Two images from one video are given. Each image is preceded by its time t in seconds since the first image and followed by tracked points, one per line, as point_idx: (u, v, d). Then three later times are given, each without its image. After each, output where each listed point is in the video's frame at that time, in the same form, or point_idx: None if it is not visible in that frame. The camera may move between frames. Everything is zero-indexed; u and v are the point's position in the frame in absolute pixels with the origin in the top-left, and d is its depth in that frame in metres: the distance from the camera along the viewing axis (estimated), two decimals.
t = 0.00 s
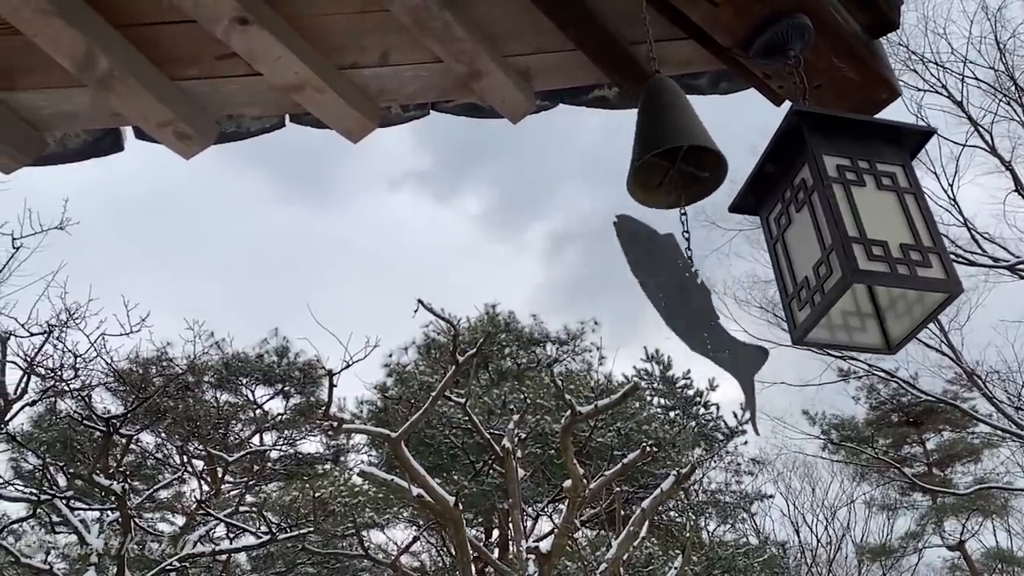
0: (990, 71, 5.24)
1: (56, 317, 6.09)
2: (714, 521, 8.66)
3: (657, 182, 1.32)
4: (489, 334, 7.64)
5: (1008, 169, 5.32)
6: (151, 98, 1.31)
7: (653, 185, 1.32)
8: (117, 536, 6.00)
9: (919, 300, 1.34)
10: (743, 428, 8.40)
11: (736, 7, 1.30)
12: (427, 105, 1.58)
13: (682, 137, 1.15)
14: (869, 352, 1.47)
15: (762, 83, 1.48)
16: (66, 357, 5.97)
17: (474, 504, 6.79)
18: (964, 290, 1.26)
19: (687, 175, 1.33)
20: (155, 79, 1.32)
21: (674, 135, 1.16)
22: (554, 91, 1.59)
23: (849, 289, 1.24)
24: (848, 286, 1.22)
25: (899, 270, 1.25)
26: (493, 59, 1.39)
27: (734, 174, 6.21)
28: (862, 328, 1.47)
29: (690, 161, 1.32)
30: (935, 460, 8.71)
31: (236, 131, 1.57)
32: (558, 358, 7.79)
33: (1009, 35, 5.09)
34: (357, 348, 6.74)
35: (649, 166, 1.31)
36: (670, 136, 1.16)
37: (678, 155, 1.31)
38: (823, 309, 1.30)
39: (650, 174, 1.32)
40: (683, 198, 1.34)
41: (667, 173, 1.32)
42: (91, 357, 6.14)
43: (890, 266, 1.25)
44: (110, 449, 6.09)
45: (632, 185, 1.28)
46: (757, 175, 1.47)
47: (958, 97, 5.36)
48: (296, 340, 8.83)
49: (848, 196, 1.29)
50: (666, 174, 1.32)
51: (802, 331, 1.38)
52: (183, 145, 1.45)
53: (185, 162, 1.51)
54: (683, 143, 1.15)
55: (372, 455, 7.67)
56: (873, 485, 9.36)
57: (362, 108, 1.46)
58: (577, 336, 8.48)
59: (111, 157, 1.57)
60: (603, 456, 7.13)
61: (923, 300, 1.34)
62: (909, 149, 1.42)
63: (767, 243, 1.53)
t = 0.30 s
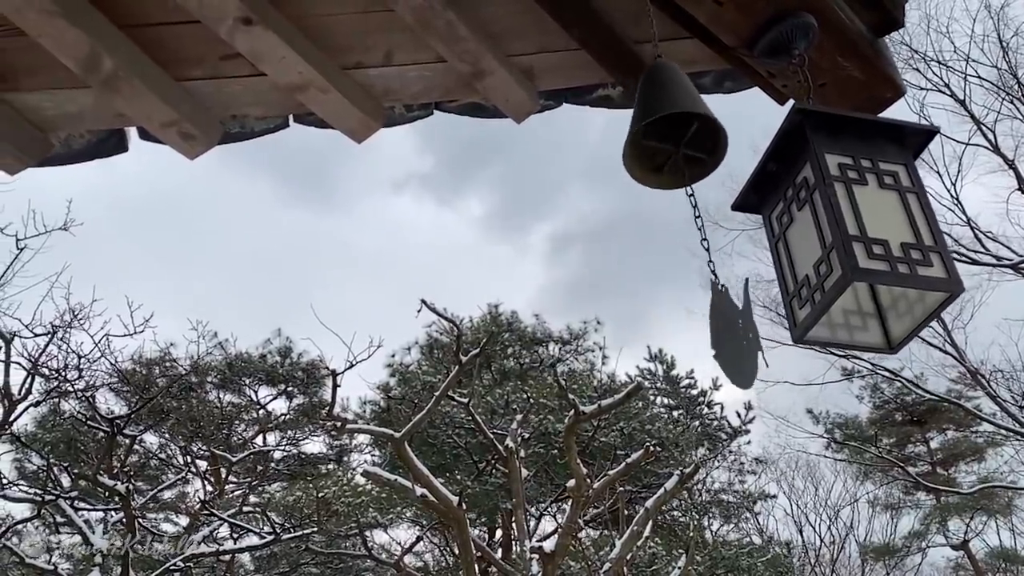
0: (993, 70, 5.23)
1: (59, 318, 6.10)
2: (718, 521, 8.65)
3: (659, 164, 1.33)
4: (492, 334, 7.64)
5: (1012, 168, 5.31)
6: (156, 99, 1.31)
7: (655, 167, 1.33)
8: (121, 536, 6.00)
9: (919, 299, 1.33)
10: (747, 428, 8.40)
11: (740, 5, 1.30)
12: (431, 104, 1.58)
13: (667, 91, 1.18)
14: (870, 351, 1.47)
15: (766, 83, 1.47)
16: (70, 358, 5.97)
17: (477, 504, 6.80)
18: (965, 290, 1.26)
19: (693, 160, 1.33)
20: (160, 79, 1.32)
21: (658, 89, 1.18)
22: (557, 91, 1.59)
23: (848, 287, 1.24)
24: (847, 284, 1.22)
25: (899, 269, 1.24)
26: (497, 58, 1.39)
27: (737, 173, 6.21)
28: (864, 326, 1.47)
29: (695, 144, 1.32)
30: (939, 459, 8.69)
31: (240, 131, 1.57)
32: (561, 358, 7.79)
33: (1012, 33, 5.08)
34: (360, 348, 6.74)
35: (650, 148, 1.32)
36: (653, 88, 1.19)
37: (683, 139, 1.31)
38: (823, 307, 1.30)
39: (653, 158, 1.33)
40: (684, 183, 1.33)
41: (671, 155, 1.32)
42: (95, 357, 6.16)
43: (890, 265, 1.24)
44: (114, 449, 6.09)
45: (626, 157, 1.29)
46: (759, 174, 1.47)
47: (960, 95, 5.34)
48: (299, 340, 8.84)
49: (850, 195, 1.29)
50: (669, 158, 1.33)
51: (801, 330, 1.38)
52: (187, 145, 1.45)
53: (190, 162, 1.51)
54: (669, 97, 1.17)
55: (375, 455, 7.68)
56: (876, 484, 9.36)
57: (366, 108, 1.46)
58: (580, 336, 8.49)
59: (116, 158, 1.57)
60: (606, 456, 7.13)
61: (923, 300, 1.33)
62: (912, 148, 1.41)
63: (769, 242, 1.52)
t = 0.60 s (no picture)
0: (995, 69, 5.23)
1: (62, 318, 6.10)
2: (720, 521, 8.62)
3: (631, 165, 1.32)
4: (494, 333, 7.63)
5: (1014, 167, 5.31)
6: (158, 100, 1.31)
7: (627, 167, 1.32)
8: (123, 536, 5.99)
9: (916, 299, 1.33)
10: (749, 427, 8.38)
11: (741, 3, 1.29)
12: (431, 104, 1.58)
13: (650, 91, 1.17)
14: (868, 351, 1.46)
15: (767, 81, 1.47)
16: (72, 359, 5.97)
17: (479, 504, 6.79)
18: (962, 291, 1.25)
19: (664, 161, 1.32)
20: (161, 79, 1.32)
21: (639, 90, 1.18)
22: (558, 90, 1.59)
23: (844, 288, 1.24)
24: (844, 285, 1.22)
25: (896, 269, 1.24)
26: (498, 57, 1.39)
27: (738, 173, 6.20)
28: (861, 327, 1.46)
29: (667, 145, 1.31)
30: (942, 459, 8.68)
31: (242, 131, 1.57)
32: (563, 358, 7.78)
33: (1014, 32, 5.07)
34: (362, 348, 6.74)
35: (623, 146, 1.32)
36: (636, 88, 1.18)
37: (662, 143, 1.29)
38: (820, 307, 1.29)
39: (624, 157, 1.32)
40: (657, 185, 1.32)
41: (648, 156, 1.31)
42: (98, 358, 6.16)
43: (886, 265, 1.24)
44: (116, 449, 6.08)
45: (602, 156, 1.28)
46: (759, 173, 1.47)
47: (962, 95, 5.34)
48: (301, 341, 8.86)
49: (848, 195, 1.29)
50: (641, 158, 1.32)
51: (798, 330, 1.38)
52: (188, 145, 1.45)
53: (191, 162, 1.51)
54: (651, 96, 1.17)
55: (377, 455, 7.68)
56: (879, 484, 9.34)
57: (366, 108, 1.46)
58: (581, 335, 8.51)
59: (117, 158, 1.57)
60: (608, 456, 7.13)
61: (921, 300, 1.33)
62: (914, 148, 1.41)
63: (768, 241, 1.52)
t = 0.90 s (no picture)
0: (997, 69, 5.22)
1: (64, 320, 6.11)
2: (722, 521, 8.58)
3: (640, 175, 1.33)
4: (496, 334, 7.64)
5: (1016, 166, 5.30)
6: (162, 100, 1.31)
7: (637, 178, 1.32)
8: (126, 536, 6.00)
9: (926, 298, 1.33)
10: (751, 428, 8.37)
11: (746, 3, 1.29)
12: (435, 105, 1.58)
13: (660, 108, 1.17)
14: (877, 351, 1.46)
15: (771, 81, 1.47)
16: (76, 360, 5.98)
17: (481, 505, 6.79)
18: (973, 289, 1.25)
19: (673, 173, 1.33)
20: (165, 80, 1.32)
21: (650, 106, 1.18)
22: (561, 91, 1.59)
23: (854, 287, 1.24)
24: (854, 284, 1.22)
25: (906, 269, 1.24)
26: (502, 58, 1.39)
27: (740, 173, 6.21)
28: (871, 325, 1.46)
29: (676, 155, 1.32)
30: (944, 458, 8.67)
31: (245, 131, 1.57)
32: (564, 358, 7.78)
33: (1016, 31, 5.07)
34: (365, 348, 6.75)
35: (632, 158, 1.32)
36: (645, 104, 1.18)
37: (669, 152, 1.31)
38: (830, 307, 1.29)
39: (637, 165, 1.33)
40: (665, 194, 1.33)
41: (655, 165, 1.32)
42: (100, 358, 6.17)
43: (896, 264, 1.24)
44: (119, 450, 6.09)
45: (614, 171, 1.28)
46: (765, 173, 1.47)
47: (964, 94, 5.33)
48: (303, 341, 8.87)
49: (855, 193, 1.29)
50: (651, 168, 1.33)
51: (808, 330, 1.38)
52: (192, 146, 1.46)
53: (195, 162, 1.51)
54: (661, 113, 1.17)
55: (379, 455, 7.69)
56: (882, 484, 9.32)
57: (371, 108, 1.46)
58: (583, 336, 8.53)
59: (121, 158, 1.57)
60: (610, 456, 7.13)
61: (931, 298, 1.32)
62: (919, 146, 1.41)
63: (775, 241, 1.52)
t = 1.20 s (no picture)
0: (999, 67, 5.21)
1: (66, 320, 6.12)
2: (724, 521, 8.55)
3: (667, 169, 1.32)
4: (497, 333, 7.64)
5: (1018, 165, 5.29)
6: (162, 99, 1.31)
7: (661, 173, 1.31)
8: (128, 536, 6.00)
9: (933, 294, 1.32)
10: (753, 427, 8.37)
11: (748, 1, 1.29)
12: (436, 104, 1.58)
13: (671, 97, 1.17)
14: (884, 348, 1.45)
15: (773, 80, 1.47)
16: (77, 360, 5.98)
17: (482, 504, 6.80)
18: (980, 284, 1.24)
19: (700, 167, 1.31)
20: (165, 80, 1.32)
21: (663, 96, 1.18)
22: (562, 90, 1.59)
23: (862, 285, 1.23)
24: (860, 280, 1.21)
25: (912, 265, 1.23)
26: (503, 57, 1.38)
27: (742, 173, 6.21)
28: (878, 323, 1.45)
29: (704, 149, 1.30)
30: (946, 458, 8.66)
31: (246, 131, 1.57)
32: (565, 358, 7.77)
33: (1018, 29, 5.06)
34: (366, 348, 6.74)
35: (659, 152, 1.31)
36: (658, 94, 1.18)
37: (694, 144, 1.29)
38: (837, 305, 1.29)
39: (662, 160, 1.32)
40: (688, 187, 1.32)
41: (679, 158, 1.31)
42: (102, 359, 6.18)
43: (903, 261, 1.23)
44: (122, 450, 6.08)
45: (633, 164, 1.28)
46: (769, 170, 1.47)
47: (966, 93, 5.33)
48: (305, 341, 8.88)
49: (861, 190, 1.28)
50: (677, 163, 1.31)
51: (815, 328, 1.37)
52: (194, 146, 1.45)
53: (196, 162, 1.51)
54: (673, 101, 1.16)
55: (381, 455, 7.70)
56: (884, 483, 9.31)
57: (373, 108, 1.46)
58: (585, 336, 8.53)
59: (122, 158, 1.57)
60: (612, 456, 7.13)
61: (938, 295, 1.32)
62: (923, 143, 1.40)
63: (780, 239, 1.52)
